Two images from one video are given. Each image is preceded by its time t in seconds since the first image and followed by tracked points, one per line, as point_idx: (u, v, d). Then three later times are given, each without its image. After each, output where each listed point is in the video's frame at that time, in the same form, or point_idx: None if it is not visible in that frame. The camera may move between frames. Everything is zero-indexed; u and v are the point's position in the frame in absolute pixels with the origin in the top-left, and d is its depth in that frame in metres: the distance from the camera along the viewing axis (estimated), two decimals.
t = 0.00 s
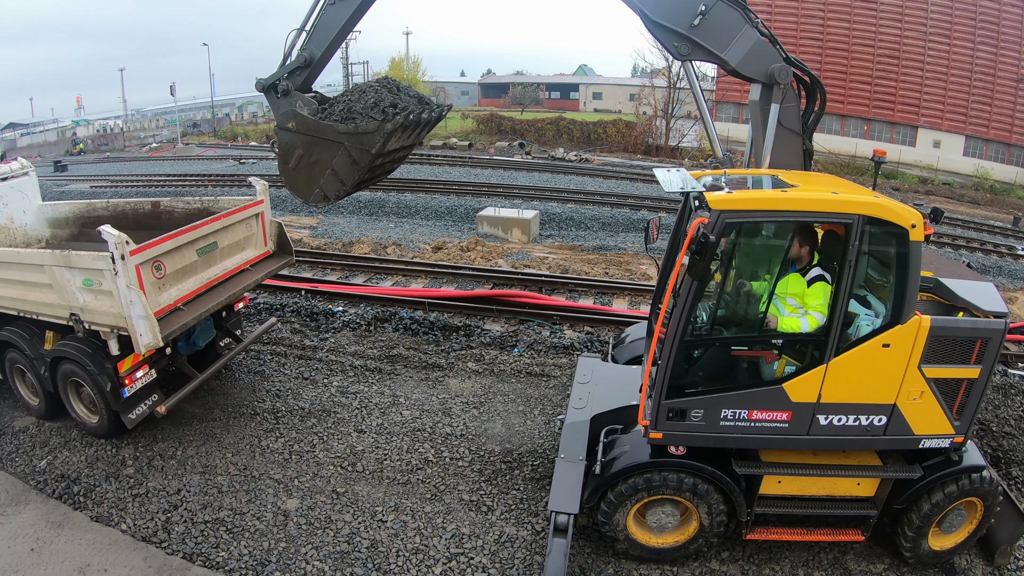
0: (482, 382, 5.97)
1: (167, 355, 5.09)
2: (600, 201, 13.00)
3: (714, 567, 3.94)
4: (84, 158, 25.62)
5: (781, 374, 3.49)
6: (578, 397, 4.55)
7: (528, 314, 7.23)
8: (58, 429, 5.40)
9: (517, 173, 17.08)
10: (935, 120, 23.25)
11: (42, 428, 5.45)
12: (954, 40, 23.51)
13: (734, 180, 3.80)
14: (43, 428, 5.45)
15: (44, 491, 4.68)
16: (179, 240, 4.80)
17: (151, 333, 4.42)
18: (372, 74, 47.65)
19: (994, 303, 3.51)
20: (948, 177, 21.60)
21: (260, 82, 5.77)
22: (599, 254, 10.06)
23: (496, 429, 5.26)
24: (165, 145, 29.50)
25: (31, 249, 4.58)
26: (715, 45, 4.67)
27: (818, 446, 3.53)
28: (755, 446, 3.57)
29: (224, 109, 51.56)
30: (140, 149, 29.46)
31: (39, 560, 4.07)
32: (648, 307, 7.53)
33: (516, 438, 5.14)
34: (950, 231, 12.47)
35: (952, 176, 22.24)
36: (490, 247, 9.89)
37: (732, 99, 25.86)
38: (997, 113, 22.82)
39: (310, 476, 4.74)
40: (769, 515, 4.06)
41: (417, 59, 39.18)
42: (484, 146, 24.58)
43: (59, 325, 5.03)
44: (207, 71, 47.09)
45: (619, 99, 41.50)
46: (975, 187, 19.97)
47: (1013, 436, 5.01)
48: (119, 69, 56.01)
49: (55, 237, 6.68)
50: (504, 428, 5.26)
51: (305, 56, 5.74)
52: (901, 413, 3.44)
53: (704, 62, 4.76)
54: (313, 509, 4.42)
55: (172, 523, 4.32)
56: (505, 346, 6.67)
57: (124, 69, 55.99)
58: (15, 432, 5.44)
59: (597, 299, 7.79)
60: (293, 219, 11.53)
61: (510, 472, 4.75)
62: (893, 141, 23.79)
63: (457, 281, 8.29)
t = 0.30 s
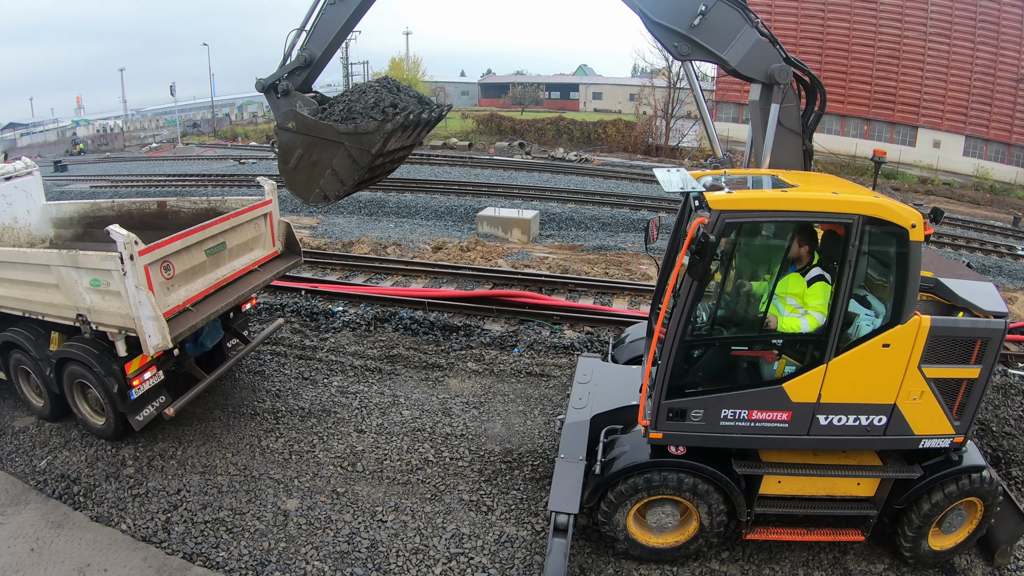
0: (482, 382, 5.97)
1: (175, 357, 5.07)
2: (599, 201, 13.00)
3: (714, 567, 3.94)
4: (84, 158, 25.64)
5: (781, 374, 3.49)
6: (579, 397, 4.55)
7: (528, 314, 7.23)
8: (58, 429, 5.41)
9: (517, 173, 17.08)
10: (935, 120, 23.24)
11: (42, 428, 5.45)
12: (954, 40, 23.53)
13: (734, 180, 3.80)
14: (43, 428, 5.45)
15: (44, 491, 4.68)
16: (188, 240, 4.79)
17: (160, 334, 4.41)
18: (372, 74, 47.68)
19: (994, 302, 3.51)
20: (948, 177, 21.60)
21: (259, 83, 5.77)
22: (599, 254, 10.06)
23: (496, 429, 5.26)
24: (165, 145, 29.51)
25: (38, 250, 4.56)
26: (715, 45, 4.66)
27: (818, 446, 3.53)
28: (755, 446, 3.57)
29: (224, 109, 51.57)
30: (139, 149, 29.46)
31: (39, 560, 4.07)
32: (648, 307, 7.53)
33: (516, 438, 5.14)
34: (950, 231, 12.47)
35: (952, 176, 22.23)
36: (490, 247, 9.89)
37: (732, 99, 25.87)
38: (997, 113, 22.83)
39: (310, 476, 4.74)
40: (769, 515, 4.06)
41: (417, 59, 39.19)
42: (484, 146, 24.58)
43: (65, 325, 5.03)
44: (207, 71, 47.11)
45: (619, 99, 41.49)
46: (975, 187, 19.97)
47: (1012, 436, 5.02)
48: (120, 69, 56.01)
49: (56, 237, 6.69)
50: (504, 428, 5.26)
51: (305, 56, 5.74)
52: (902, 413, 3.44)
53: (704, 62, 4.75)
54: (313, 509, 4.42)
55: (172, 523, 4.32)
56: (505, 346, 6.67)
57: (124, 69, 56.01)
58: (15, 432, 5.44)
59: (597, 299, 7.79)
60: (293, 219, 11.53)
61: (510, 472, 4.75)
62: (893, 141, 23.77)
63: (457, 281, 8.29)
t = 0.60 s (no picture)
0: (482, 382, 5.97)
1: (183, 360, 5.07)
2: (599, 201, 13.01)
3: (714, 567, 3.94)
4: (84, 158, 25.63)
5: (789, 376, 3.50)
6: (578, 397, 4.55)
7: (528, 314, 7.23)
8: (58, 429, 5.41)
9: (517, 173, 17.09)
10: (935, 120, 23.18)
11: (42, 428, 5.46)
12: (954, 40, 23.55)
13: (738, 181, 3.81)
14: (43, 428, 5.46)
15: (44, 491, 4.68)
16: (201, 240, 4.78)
17: (170, 335, 4.40)
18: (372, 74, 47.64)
19: (996, 301, 3.50)
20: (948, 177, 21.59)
21: (173, 94, 5.61)
22: (599, 254, 10.06)
23: (496, 429, 5.26)
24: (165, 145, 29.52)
25: (49, 247, 4.58)
26: (673, 61, 4.64)
27: (821, 445, 3.53)
28: (758, 446, 3.58)
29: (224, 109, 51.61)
30: (139, 149, 29.46)
31: (39, 560, 4.07)
32: (648, 307, 7.53)
33: (516, 439, 5.14)
34: (950, 231, 12.47)
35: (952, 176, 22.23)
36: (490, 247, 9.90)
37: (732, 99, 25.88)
38: (997, 113, 22.83)
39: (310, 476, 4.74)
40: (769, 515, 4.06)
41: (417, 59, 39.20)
42: (484, 146, 24.59)
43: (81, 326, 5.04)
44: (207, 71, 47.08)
45: (619, 99, 41.49)
46: (975, 188, 19.97)
47: (1012, 436, 5.02)
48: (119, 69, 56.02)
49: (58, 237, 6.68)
50: (504, 429, 5.26)
51: (216, 78, 5.67)
52: (906, 412, 3.44)
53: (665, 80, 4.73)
54: (312, 510, 4.42)
55: (172, 523, 4.32)
56: (505, 346, 6.67)
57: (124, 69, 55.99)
58: (15, 432, 5.45)
59: (597, 299, 7.79)
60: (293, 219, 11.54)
61: (510, 472, 4.75)
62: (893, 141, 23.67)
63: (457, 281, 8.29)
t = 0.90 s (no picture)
0: (482, 382, 5.97)
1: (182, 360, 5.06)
2: (599, 201, 13.01)
3: (714, 567, 3.94)
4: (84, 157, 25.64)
5: (789, 376, 3.50)
6: (578, 397, 4.55)
7: (528, 314, 7.23)
8: (58, 430, 5.41)
9: (517, 173, 17.10)
10: (935, 120, 23.22)
11: (43, 428, 5.46)
12: (954, 40, 23.55)
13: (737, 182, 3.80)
14: (43, 428, 5.46)
15: (44, 491, 4.68)
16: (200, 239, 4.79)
17: (170, 335, 4.40)
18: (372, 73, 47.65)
19: (995, 301, 3.50)
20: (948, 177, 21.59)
21: (153, 109, 5.72)
22: (599, 254, 10.06)
23: (496, 429, 5.26)
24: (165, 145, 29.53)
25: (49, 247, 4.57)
26: (654, 71, 4.65)
27: (821, 446, 3.53)
28: (758, 446, 3.57)
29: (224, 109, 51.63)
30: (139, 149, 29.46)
31: (39, 560, 4.07)
32: (647, 307, 7.53)
33: (516, 439, 5.14)
34: (950, 231, 12.47)
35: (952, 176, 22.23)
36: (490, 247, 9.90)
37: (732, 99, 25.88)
38: (997, 113, 22.83)
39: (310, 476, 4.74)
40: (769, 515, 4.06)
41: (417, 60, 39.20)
42: (484, 146, 24.60)
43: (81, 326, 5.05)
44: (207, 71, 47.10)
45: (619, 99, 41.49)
46: (975, 188, 19.96)
47: (1013, 436, 5.01)
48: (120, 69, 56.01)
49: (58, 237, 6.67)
50: (504, 429, 5.26)
51: (195, 98, 5.74)
52: (906, 412, 3.44)
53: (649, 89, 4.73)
54: (312, 510, 4.42)
55: (172, 523, 4.32)
56: (505, 346, 6.66)
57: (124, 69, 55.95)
58: (14, 432, 5.45)
59: (597, 298, 7.79)
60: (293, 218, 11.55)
61: (509, 472, 4.75)
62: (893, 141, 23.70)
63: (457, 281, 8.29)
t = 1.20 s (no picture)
0: (482, 382, 5.97)
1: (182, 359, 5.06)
2: (599, 201, 13.01)
3: (714, 567, 3.94)
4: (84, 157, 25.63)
5: (788, 376, 3.49)
6: (579, 397, 4.55)
7: (529, 314, 7.24)
8: (58, 430, 5.41)
9: (517, 173, 17.10)
10: (935, 120, 23.23)
11: (43, 428, 5.46)
12: (954, 40, 23.54)
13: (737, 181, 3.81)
14: (43, 428, 5.46)
15: (44, 491, 4.68)
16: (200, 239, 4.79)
17: (170, 335, 4.40)
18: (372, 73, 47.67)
19: (995, 301, 3.50)
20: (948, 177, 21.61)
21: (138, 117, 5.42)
22: (599, 254, 10.06)
23: (496, 429, 5.26)
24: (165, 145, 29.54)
25: (49, 247, 4.57)
26: (638, 80, 4.66)
27: (821, 446, 3.53)
28: (758, 447, 3.58)
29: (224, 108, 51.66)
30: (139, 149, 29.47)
31: (39, 560, 4.07)
32: (647, 307, 7.53)
33: (516, 438, 5.14)
34: (950, 231, 12.47)
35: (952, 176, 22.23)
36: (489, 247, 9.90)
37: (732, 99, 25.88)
38: (997, 113, 22.85)
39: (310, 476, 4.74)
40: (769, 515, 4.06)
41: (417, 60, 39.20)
42: (484, 146, 24.61)
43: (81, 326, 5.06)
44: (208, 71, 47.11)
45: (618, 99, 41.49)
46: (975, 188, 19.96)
47: (1012, 436, 5.02)
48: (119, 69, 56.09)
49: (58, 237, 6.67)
50: (504, 428, 5.27)
51: (179, 114, 5.47)
52: (905, 412, 3.44)
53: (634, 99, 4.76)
54: (312, 510, 4.42)
55: (172, 523, 4.32)
56: (505, 346, 6.66)
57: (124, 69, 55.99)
58: (14, 432, 5.45)
59: (597, 299, 7.79)
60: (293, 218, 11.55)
61: (510, 472, 4.75)
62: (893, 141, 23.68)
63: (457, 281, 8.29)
